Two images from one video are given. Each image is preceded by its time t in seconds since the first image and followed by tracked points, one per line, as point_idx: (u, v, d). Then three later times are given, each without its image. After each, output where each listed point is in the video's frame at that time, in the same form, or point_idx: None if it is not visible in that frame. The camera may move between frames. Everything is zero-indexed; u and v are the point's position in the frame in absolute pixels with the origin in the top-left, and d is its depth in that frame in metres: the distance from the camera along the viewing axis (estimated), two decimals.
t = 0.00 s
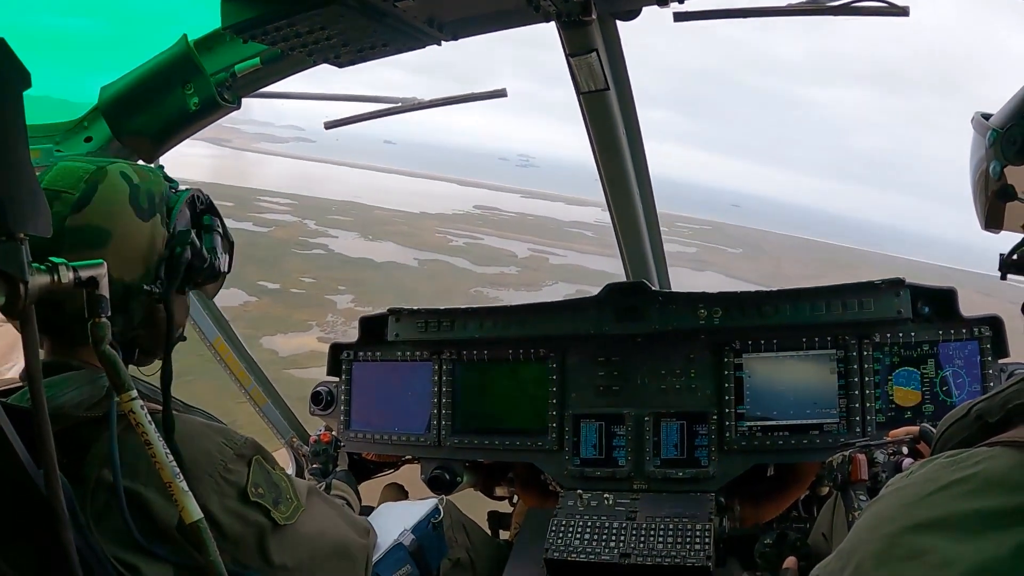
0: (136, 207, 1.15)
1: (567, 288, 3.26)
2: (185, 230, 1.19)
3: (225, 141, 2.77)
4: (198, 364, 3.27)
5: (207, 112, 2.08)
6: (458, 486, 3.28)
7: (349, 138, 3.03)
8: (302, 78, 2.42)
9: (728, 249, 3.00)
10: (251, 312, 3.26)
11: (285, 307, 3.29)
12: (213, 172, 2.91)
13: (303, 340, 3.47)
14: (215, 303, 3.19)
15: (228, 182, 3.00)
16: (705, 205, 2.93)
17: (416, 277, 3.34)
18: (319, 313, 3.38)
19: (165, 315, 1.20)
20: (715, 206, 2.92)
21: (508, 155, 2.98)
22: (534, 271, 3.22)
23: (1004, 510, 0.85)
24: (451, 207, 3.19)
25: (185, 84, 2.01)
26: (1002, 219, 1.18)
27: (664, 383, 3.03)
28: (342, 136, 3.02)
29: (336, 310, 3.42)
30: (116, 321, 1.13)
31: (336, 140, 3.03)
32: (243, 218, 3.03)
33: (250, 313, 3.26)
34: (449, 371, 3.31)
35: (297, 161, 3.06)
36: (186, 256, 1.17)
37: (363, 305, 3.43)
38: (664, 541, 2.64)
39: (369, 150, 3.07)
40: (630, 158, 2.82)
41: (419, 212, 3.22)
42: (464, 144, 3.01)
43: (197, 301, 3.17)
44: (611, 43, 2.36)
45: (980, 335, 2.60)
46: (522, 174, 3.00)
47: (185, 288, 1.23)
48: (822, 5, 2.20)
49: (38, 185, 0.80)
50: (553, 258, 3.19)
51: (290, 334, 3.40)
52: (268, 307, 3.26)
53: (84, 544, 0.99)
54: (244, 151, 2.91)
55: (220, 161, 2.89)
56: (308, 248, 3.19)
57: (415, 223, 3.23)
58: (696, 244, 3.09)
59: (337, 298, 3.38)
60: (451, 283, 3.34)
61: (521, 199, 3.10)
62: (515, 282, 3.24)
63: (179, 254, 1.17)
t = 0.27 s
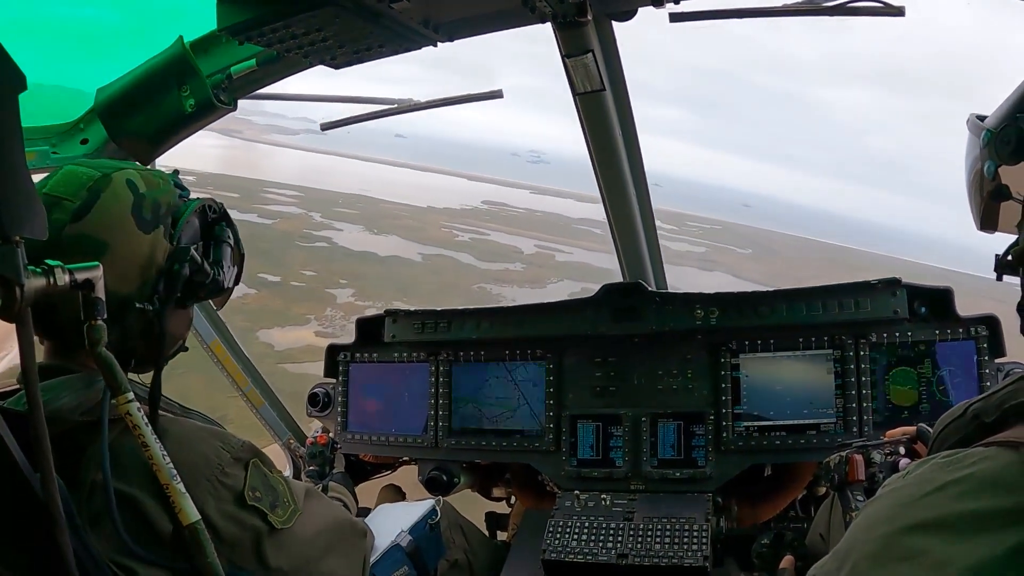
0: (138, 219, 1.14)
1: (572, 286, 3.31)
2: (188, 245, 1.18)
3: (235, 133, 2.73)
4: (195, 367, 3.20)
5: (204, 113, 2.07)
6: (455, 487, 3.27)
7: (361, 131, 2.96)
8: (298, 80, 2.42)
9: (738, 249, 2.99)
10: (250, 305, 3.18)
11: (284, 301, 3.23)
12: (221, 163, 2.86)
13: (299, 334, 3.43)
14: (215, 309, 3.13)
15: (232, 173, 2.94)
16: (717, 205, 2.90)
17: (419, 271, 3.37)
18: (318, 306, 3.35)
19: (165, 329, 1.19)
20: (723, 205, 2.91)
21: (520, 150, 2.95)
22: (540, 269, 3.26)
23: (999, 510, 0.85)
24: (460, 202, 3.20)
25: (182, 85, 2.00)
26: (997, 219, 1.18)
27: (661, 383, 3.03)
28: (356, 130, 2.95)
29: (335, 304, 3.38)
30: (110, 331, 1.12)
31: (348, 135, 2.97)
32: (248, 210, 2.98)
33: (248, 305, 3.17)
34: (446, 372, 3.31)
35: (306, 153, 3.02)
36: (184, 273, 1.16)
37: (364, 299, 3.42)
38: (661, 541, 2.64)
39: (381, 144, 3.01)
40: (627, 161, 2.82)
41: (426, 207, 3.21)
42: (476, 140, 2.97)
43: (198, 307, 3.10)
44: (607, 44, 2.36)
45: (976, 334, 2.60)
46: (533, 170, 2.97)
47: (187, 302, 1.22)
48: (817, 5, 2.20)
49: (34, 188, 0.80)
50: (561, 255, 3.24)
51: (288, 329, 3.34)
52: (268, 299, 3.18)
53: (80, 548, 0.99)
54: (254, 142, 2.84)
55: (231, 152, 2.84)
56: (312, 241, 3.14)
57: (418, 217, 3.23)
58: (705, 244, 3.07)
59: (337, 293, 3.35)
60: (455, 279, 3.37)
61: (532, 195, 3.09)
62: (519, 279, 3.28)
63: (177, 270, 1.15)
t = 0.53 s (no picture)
0: (128, 215, 1.13)
1: (578, 284, 3.33)
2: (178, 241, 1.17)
3: (247, 124, 2.74)
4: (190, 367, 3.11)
5: (199, 114, 2.08)
6: (451, 488, 3.28)
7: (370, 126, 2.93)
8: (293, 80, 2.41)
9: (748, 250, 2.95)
10: (246, 297, 3.06)
11: (284, 295, 3.11)
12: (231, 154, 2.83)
13: (295, 328, 3.30)
14: (211, 310, 3.04)
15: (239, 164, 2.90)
16: (733, 207, 2.85)
17: (423, 267, 3.33)
18: (319, 300, 3.26)
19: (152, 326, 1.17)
20: (737, 207, 2.87)
21: (531, 147, 2.92)
22: (545, 267, 3.26)
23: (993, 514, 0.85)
24: (467, 197, 3.19)
25: (177, 86, 2.01)
26: (989, 222, 1.19)
27: (656, 384, 3.03)
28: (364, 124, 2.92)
29: (336, 298, 3.31)
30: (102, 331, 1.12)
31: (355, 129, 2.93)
32: (253, 202, 2.92)
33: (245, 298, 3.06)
34: (442, 372, 3.30)
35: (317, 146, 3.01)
36: (170, 267, 1.14)
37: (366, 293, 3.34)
38: (657, 541, 2.64)
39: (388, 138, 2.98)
40: (623, 163, 2.82)
41: (434, 201, 3.21)
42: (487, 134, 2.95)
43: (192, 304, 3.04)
44: (602, 45, 2.35)
45: (972, 336, 2.62)
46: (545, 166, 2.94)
47: (177, 301, 1.20)
48: (814, 6, 2.20)
49: (29, 189, 0.79)
50: (569, 253, 3.24)
51: (285, 322, 3.21)
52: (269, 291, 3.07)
53: (74, 547, 0.98)
54: (264, 134, 2.84)
55: (243, 144, 2.83)
56: (315, 234, 3.06)
57: (424, 210, 3.23)
58: (714, 244, 3.01)
59: (338, 287, 3.27)
60: (457, 276, 3.34)
61: (542, 191, 3.09)
62: (524, 275, 3.28)
63: (164, 264, 1.14)
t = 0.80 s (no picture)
0: (122, 214, 1.12)
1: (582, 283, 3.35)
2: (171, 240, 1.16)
3: (257, 116, 2.82)
4: (183, 367, 3.11)
5: (191, 114, 2.06)
6: (445, 488, 3.28)
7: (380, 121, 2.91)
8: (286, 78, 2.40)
9: (756, 252, 2.99)
10: (245, 290, 3.11)
11: (283, 289, 3.21)
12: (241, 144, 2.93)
13: (293, 322, 3.36)
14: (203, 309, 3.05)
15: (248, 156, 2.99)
16: (740, 207, 2.90)
17: (427, 263, 3.34)
18: (318, 294, 3.34)
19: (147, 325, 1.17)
20: (744, 207, 2.91)
21: (541, 145, 2.86)
22: (549, 265, 3.26)
23: (985, 514, 0.86)
24: (476, 193, 3.17)
25: (170, 85, 2.00)
26: (981, 223, 1.20)
27: (650, 384, 3.04)
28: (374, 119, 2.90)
29: (335, 292, 3.37)
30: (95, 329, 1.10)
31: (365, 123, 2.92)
32: (258, 194, 3.04)
33: (247, 292, 3.12)
34: (435, 372, 3.30)
35: (329, 140, 3.03)
36: (165, 267, 1.13)
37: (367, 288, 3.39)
38: (650, 541, 2.64)
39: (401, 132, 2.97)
40: (616, 162, 2.81)
41: (441, 196, 3.20)
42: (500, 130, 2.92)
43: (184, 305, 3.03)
44: (596, 45, 2.34)
45: (965, 335, 2.62)
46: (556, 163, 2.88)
47: (171, 299, 1.20)
48: (807, 6, 2.21)
49: (18, 187, 0.78)
50: (574, 251, 3.24)
51: (283, 316, 3.28)
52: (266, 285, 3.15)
53: (65, 547, 0.97)
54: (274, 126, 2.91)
55: (253, 135, 2.93)
56: (318, 227, 3.18)
57: (431, 206, 3.22)
58: (723, 245, 3.00)
59: (338, 281, 3.33)
60: (461, 276, 3.36)
61: (551, 188, 3.04)
62: (529, 273, 3.26)
63: (159, 263, 1.13)
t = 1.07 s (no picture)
0: (121, 212, 1.12)
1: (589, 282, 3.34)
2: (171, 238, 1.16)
3: (267, 109, 2.78)
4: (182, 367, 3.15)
5: (191, 111, 2.05)
6: (444, 485, 3.28)
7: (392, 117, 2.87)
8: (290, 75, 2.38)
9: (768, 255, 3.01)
10: (246, 284, 3.12)
11: (283, 283, 3.19)
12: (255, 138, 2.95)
13: (292, 318, 3.33)
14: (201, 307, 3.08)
15: (257, 149, 3.00)
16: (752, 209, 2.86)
17: (435, 260, 3.33)
18: (319, 290, 3.31)
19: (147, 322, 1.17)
20: (756, 209, 2.86)
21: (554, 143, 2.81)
22: (556, 263, 3.28)
23: (982, 513, 0.86)
24: (485, 190, 3.17)
25: (168, 83, 1.99)
26: (979, 221, 1.20)
27: (648, 382, 3.04)
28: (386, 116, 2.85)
29: (337, 288, 3.34)
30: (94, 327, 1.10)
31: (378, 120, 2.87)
32: (264, 187, 3.05)
33: (246, 287, 3.13)
34: (434, 370, 3.30)
35: (339, 135, 2.99)
36: (165, 264, 1.13)
37: (372, 284, 3.36)
38: (649, 539, 2.64)
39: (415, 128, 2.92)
40: (614, 159, 2.80)
41: (448, 193, 3.21)
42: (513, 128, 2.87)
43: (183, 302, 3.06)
44: (595, 43, 2.34)
45: (964, 334, 2.63)
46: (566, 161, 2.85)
47: (170, 297, 1.20)
48: (806, 5, 2.20)
49: (16, 184, 0.78)
50: (580, 250, 3.25)
51: (280, 311, 3.26)
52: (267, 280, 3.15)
53: (65, 545, 0.97)
54: (285, 120, 2.87)
55: (264, 129, 2.92)
56: (324, 222, 3.17)
57: (438, 202, 3.24)
58: (732, 246, 2.99)
59: (340, 277, 3.31)
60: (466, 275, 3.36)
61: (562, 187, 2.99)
62: (535, 272, 3.29)
63: (158, 261, 1.13)
